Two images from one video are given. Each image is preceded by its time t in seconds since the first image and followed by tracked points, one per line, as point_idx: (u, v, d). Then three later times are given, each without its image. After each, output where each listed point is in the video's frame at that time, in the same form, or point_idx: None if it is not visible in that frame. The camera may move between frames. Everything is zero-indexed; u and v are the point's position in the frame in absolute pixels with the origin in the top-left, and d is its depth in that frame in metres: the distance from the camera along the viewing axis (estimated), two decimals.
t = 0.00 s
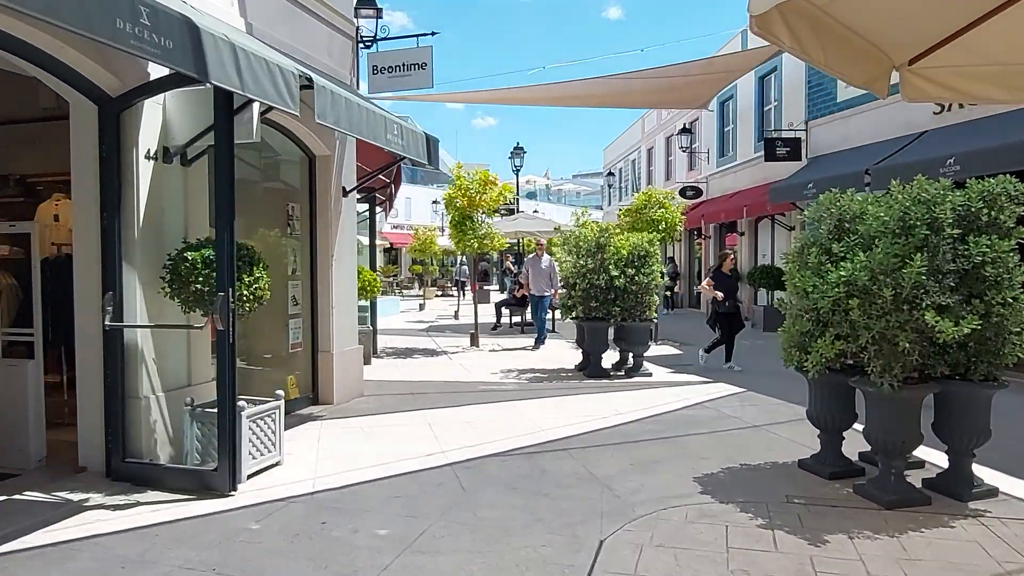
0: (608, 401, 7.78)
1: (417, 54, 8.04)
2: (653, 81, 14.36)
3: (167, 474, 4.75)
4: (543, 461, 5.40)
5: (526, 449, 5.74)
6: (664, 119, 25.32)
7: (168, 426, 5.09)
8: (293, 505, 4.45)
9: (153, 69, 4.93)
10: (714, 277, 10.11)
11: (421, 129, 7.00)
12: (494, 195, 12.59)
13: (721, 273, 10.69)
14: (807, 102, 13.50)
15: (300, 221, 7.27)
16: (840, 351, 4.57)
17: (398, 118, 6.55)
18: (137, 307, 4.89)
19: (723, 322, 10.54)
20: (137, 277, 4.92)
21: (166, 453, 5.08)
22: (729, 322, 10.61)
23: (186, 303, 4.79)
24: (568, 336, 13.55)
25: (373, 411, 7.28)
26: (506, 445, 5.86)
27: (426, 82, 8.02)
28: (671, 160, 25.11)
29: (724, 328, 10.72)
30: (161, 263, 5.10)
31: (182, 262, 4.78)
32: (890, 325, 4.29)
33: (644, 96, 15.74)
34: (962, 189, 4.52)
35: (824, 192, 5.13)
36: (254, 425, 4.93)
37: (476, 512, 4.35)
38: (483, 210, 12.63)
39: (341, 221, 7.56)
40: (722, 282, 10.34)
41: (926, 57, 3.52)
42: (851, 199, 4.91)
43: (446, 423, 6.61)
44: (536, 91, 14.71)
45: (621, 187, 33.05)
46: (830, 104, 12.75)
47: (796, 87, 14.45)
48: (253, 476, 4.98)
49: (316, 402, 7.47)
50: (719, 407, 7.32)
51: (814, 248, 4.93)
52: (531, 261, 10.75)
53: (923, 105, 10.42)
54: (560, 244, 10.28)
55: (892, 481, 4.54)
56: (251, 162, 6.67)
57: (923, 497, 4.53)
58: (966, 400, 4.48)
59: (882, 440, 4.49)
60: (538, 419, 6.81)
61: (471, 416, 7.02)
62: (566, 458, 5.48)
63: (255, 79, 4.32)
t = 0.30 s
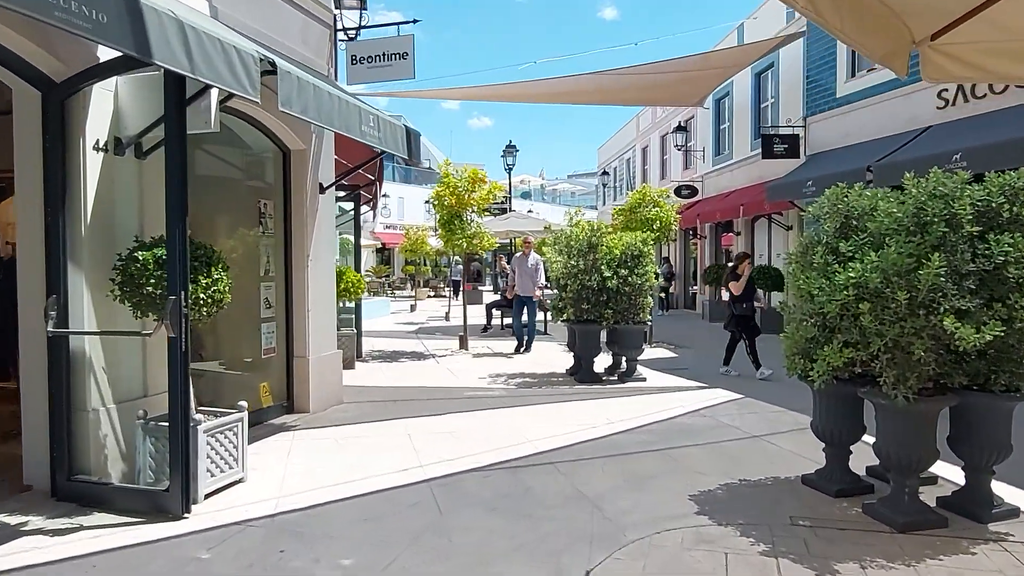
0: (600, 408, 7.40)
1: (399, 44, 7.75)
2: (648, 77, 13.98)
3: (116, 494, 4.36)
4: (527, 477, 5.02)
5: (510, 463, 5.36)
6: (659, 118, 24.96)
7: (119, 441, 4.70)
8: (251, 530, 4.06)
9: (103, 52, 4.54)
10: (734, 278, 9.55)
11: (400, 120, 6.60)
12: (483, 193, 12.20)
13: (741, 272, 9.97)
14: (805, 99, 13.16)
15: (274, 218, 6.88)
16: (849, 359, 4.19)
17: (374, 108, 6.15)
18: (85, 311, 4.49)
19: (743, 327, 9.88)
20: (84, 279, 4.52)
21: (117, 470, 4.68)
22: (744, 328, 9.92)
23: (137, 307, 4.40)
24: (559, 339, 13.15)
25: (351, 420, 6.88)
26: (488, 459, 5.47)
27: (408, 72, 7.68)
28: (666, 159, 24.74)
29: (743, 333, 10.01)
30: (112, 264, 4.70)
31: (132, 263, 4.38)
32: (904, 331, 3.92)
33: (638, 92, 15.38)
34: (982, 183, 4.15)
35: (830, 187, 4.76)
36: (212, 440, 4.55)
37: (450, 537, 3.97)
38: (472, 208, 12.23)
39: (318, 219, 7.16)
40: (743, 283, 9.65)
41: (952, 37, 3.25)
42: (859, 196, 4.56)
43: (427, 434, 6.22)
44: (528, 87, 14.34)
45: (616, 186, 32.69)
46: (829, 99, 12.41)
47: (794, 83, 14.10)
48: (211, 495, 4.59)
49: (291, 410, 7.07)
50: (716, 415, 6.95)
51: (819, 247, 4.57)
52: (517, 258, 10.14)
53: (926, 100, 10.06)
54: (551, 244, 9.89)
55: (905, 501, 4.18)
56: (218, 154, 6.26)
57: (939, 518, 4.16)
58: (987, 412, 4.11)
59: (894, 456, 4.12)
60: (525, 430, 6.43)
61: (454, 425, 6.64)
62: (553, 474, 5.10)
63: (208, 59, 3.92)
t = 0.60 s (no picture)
0: (591, 417, 7.00)
1: (378, 31, 7.32)
2: (642, 73, 13.58)
3: (50, 520, 3.92)
4: (509, 498, 4.61)
5: (491, 481, 4.95)
6: (655, 116, 24.58)
7: (60, 460, 4.27)
8: (198, 561, 3.65)
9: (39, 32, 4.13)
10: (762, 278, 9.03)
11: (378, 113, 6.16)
12: (471, 191, 11.77)
13: (769, 272, 9.39)
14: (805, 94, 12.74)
15: (243, 216, 6.46)
16: (864, 370, 3.78)
17: (348, 98, 5.70)
18: (18, 318, 4.07)
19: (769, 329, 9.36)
20: (18, 281, 4.08)
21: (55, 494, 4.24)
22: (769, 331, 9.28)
23: (75, 313, 3.97)
24: (551, 342, 12.76)
25: (326, 430, 6.47)
26: (468, 476, 5.07)
27: (387, 61, 7.24)
28: (662, 158, 24.35)
29: (766, 337, 9.42)
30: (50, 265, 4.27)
31: (68, 263, 3.95)
32: (928, 339, 3.51)
33: (633, 89, 14.99)
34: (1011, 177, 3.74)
35: (842, 183, 4.35)
36: (159, 460, 4.14)
37: (420, 569, 3.56)
38: (460, 207, 11.80)
39: (291, 218, 6.73)
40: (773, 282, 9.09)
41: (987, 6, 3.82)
42: (872, 191, 4.16)
43: (405, 447, 5.80)
44: (519, 83, 13.93)
45: (611, 185, 32.31)
46: (829, 95, 11.99)
47: (793, 78, 13.71)
48: (159, 520, 4.17)
49: (263, 421, 6.64)
50: (714, 426, 6.55)
51: (828, 247, 4.17)
52: (500, 259, 9.63)
53: (931, 95, 9.67)
54: (542, 244, 9.48)
55: (926, 530, 3.76)
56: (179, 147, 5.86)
57: (964, 549, 3.74)
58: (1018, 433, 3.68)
59: (913, 480, 3.71)
60: (510, 442, 6.02)
61: (434, 437, 6.22)
62: (537, 494, 4.70)
63: (145, 35, 3.51)
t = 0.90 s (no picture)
0: (580, 425, 6.61)
1: (354, 16, 6.92)
2: (635, 67, 13.19)
3: None
4: (486, 518, 4.22)
5: (468, 498, 4.56)
6: (649, 113, 24.24)
7: None
8: None
9: None
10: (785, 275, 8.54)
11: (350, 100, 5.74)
12: (458, 188, 11.38)
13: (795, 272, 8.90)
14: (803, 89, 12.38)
15: (208, 212, 6.11)
16: (876, 380, 3.40)
17: (317, 83, 5.28)
18: None
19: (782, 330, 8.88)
20: None
21: None
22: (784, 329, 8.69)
23: None
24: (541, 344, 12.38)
25: (296, 439, 6.07)
26: (443, 492, 4.67)
27: (364, 48, 6.84)
28: (656, 156, 23.99)
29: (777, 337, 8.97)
30: None
31: None
32: (950, 346, 3.13)
33: (627, 84, 14.62)
34: None
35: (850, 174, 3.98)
36: (97, 479, 3.75)
37: None
38: (448, 204, 11.40)
39: (261, 214, 6.33)
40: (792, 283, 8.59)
41: None
42: (884, 184, 3.79)
43: (378, 459, 5.41)
44: (509, 77, 13.54)
45: (605, 184, 31.97)
46: (828, 89, 11.63)
47: (791, 73, 13.34)
48: (95, 545, 3.78)
49: (230, 430, 6.24)
50: (709, 434, 6.17)
51: (834, 243, 3.80)
52: (483, 256, 9.16)
53: (935, 87, 9.31)
54: (530, 242, 9.10)
55: (946, 557, 3.38)
56: (137, 138, 5.58)
57: None
58: None
59: (930, 503, 3.32)
60: (491, 453, 5.63)
61: (411, 446, 5.83)
62: (517, 514, 4.30)
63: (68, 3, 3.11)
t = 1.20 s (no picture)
0: (571, 434, 6.24)
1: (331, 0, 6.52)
2: (631, 61, 12.81)
3: None
4: (463, 542, 3.84)
5: (445, 519, 4.17)
6: (646, 111, 23.89)
7: None
8: None
9: None
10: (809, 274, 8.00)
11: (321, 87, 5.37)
12: (448, 185, 11.02)
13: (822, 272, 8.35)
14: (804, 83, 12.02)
15: (173, 208, 5.72)
16: (897, 393, 3.02)
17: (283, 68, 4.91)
18: None
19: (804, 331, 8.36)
20: None
21: None
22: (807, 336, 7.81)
23: None
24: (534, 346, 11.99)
25: (268, 451, 5.69)
26: (419, 511, 4.29)
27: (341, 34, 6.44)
28: (653, 155, 23.63)
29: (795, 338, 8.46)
30: None
31: None
32: (984, 356, 2.74)
33: (623, 80, 14.26)
34: None
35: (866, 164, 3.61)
36: (26, 503, 3.37)
37: None
38: (437, 201, 11.02)
39: (232, 210, 5.94)
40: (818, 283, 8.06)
41: None
42: (903, 175, 3.42)
43: (352, 473, 5.02)
44: (502, 73, 13.17)
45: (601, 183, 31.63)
46: (830, 83, 11.27)
47: (790, 67, 12.98)
48: None
49: (198, 441, 5.85)
50: (708, 445, 5.79)
51: (848, 240, 3.43)
52: (473, 258, 8.79)
53: (941, 80, 8.95)
54: (521, 241, 8.73)
55: None
56: (98, 130, 5.30)
57: None
58: None
59: (958, 531, 2.94)
60: (475, 466, 5.25)
61: (389, 459, 5.44)
62: (498, 536, 3.93)
63: None
